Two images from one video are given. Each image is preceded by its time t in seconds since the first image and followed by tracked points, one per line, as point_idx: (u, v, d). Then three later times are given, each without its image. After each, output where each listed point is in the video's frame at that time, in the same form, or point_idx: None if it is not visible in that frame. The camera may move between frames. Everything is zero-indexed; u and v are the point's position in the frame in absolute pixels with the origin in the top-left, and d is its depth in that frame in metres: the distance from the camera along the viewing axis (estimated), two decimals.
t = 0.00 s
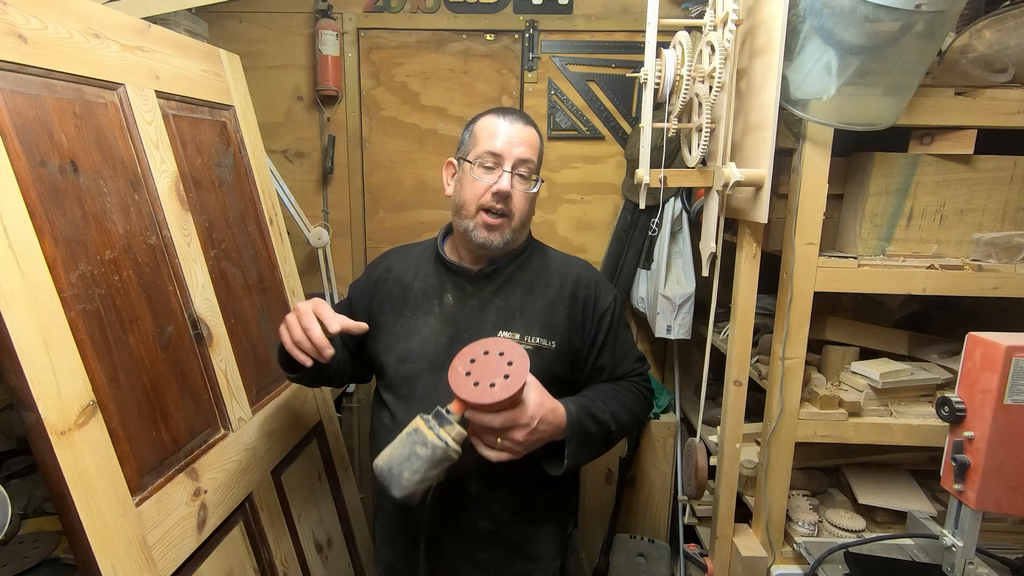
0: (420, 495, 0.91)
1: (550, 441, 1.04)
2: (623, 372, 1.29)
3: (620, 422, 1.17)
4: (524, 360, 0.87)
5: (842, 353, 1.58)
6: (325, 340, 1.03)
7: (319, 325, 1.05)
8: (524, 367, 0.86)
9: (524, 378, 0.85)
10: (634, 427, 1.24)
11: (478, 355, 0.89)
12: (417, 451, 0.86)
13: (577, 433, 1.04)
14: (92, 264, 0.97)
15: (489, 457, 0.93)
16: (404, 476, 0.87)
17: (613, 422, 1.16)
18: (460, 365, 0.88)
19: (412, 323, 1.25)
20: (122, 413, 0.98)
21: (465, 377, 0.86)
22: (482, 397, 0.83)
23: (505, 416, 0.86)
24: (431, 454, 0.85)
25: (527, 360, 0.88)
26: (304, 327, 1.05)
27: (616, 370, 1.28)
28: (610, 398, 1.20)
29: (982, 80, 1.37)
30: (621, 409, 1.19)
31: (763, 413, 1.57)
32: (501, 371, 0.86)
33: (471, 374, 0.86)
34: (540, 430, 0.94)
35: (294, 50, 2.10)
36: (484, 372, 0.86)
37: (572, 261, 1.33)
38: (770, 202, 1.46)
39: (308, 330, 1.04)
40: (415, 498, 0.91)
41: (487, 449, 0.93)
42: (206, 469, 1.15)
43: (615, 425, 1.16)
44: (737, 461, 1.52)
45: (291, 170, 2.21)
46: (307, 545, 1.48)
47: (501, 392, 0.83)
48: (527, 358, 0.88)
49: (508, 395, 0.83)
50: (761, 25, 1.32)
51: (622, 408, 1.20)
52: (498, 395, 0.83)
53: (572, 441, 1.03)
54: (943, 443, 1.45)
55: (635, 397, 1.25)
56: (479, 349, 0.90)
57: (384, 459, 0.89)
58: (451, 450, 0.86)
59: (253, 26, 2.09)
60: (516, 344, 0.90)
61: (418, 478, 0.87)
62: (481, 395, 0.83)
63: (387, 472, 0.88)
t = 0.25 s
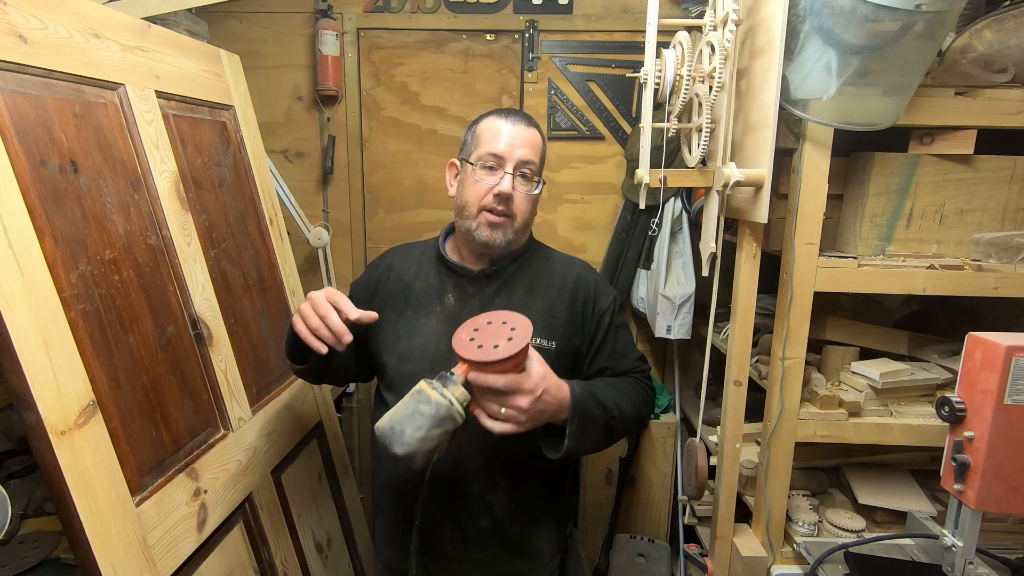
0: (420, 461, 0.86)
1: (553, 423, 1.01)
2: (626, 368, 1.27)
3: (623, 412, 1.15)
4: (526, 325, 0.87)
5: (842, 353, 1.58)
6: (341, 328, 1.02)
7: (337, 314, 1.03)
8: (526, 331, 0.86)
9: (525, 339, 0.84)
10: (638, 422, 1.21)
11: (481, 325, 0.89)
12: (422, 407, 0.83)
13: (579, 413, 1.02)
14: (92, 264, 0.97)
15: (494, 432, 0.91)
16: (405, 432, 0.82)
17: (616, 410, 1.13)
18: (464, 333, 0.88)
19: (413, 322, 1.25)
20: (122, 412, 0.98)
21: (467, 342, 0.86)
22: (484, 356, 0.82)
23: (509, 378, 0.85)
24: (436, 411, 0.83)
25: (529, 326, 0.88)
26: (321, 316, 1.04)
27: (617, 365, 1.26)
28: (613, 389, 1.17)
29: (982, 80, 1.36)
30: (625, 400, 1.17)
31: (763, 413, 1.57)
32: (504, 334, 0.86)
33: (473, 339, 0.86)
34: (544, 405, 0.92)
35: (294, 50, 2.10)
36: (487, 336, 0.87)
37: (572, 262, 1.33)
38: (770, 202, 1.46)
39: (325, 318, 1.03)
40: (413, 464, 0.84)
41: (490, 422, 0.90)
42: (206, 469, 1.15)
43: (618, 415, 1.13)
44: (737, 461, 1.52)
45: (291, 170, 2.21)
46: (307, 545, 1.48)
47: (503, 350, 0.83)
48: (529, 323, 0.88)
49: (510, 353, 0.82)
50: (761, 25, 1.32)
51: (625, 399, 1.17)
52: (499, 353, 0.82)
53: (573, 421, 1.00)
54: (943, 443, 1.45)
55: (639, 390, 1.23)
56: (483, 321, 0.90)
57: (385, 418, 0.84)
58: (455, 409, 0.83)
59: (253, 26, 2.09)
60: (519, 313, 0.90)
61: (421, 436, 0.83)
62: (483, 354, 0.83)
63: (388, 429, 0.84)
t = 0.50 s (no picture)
0: (435, 442, 0.82)
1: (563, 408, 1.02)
2: (632, 362, 1.26)
3: (634, 401, 1.14)
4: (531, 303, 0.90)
5: (842, 353, 1.58)
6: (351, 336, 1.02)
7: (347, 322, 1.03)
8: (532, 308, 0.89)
9: (532, 314, 0.87)
10: (647, 415, 1.20)
11: (489, 307, 0.92)
12: (435, 379, 0.80)
13: (590, 396, 1.02)
14: (92, 264, 0.97)
15: (507, 411, 0.91)
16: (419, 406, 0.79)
17: (626, 399, 1.13)
18: (472, 313, 0.91)
19: (416, 322, 1.25)
20: (122, 412, 0.98)
21: (476, 320, 0.89)
22: (494, 328, 0.85)
23: (520, 350, 0.87)
24: (450, 381, 0.80)
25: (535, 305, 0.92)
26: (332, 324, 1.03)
27: (623, 359, 1.26)
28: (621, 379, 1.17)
29: (982, 80, 1.36)
30: (633, 390, 1.16)
31: (763, 413, 1.57)
32: (511, 311, 0.89)
33: (482, 317, 0.89)
34: (555, 383, 0.93)
35: (294, 50, 2.10)
36: (495, 314, 0.90)
37: (575, 262, 1.33)
38: (770, 202, 1.46)
39: (337, 325, 1.02)
40: (428, 444, 0.80)
41: (503, 402, 0.90)
42: (206, 469, 1.15)
43: (628, 403, 1.13)
44: (737, 461, 1.52)
45: (291, 170, 2.21)
46: (307, 545, 1.48)
47: (512, 323, 0.86)
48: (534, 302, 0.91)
49: (519, 324, 0.85)
50: (761, 25, 1.32)
51: (635, 388, 1.17)
52: (508, 326, 0.85)
53: (585, 404, 1.00)
54: (943, 443, 1.45)
55: (646, 383, 1.22)
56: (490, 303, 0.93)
57: (396, 398, 0.81)
58: (468, 379, 0.82)
59: (253, 26, 2.09)
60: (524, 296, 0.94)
61: (436, 410, 0.79)
62: (493, 327, 0.85)
63: (400, 407, 0.80)
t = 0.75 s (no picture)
0: (423, 430, 0.86)
1: (556, 409, 1.02)
2: (629, 368, 1.26)
3: (627, 408, 1.14)
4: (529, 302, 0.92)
5: (842, 353, 1.58)
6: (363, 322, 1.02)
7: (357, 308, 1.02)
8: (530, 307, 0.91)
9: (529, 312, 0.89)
10: (640, 421, 1.20)
11: (488, 304, 0.94)
12: (427, 371, 0.84)
13: (584, 399, 1.02)
14: (92, 264, 0.97)
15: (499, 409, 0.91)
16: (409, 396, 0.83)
17: (620, 405, 1.13)
18: (471, 309, 0.93)
19: (417, 321, 1.25)
20: (122, 412, 0.98)
21: (474, 315, 0.90)
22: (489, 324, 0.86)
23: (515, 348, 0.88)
24: (441, 376, 0.83)
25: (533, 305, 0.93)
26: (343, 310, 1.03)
27: (620, 365, 1.26)
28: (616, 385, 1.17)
29: (982, 80, 1.36)
30: (628, 396, 1.16)
31: (763, 413, 1.57)
32: (509, 308, 0.91)
33: (480, 313, 0.91)
34: (548, 383, 0.93)
35: (294, 50, 2.10)
36: (493, 310, 0.91)
37: (577, 265, 1.33)
38: (770, 202, 1.46)
39: (348, 312, 1.02)
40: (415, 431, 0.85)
41: (494, 398, 0.91)
42: (206, 469, 1.15)
43: (621, 408, 1.13)
44: (738, 461, 1.52)
45: (291, 170, 2.21)
46: (307, 545, 1.48)
47: (508, 319, 0.87)
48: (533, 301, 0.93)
49: (515, 321, 0.86)
50: (761, 25, 1.32)
51: (628, 394, 1.17)
52: (504, 322, 0.86)
53: (578, 407, 1.01)
54: (943, 443, 1.45)
55: (642, 389, 1.22)
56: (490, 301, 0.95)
57: (389, 385, 0.85)
58: (459, 374, 0.85)
59: (253, 26, 2.09)
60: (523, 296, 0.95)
61: (424, 400, 0.83)
62: (489, 323, 0.87)
63: (392, 394, 0.84)
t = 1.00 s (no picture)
0: (410, 438, 0.87)
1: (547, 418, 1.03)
2: (626, 374, 1.25)
3: (621, 415, 1.14)
4: (521, 313, 0.94)
5: (842, 354, 1.58)
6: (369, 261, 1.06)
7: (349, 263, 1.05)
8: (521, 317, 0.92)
9: (520, 323, 0.90)
10: (634, 428, 1.20)
11: (481, 313, 0.96)
12: (415, 380, 0.85)
13: (574, 410, 1.02)
14: (92, 264, 0.97)
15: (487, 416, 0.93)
16: (396, 402, 0.84)
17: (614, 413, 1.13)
18: (464, 318, 0.95)
19: (417, 322, 1.25)
20: (122, 412, 0.98)
21: (466, 324, 0.93)
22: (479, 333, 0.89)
23: (505, 358, 0.89)
24: (428, 383, 0.85)
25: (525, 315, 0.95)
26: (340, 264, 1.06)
27: (617, 370, 1.25)
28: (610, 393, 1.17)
29: (982, 80, 1.36)
30: (623, 404, 1.16)
31: (763, 413, 1.57)
32: (500, 318, 0.93)
33: (472, 322, 0.93)
34: (538, 394, 0.94)
35: (294, 50, 2.10)
36: (485, 320, 0.93)
37: (579, 268, 1.33)
38: (770, 202, 1.46)
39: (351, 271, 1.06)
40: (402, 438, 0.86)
41: (484, 407, 0.93)
42: (206, 469, 1.15)
43: (615, 416, 1.13)
44: (738, 461, 1.52)
45: (291, 171, 2.21)
46: (307, 545, 1.48)
47: (498, 330, 0.89)
48: (525, 312, 0.94)
49: (504, 331, 0.88)
50: (761, 25, 1.32)
51: (623, 402, 1.17)
52: (493, 331, 0.88)
53: (568, 418, 1.01)
54: (943, 443, 1.45)
55: (637, 396, 1.21)
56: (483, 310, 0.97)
57: (377, 392, 0.87)
58: (447, 382, 0.86)
59: (253, 26, 2.09)
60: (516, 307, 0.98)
61: (412, 407, 0.84)
62: (479, 332, 0.89)
63: (380, 402, 0.85)
